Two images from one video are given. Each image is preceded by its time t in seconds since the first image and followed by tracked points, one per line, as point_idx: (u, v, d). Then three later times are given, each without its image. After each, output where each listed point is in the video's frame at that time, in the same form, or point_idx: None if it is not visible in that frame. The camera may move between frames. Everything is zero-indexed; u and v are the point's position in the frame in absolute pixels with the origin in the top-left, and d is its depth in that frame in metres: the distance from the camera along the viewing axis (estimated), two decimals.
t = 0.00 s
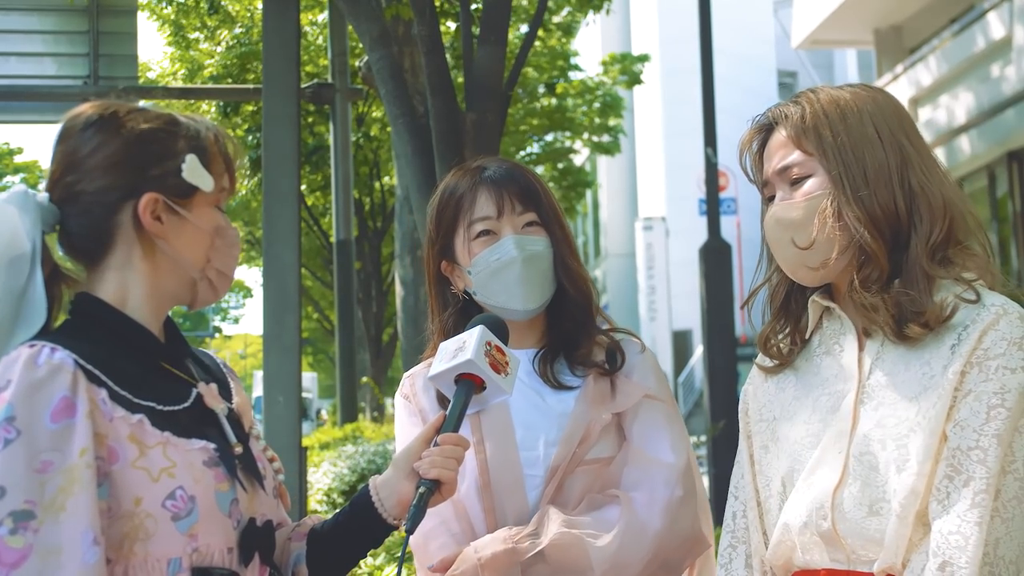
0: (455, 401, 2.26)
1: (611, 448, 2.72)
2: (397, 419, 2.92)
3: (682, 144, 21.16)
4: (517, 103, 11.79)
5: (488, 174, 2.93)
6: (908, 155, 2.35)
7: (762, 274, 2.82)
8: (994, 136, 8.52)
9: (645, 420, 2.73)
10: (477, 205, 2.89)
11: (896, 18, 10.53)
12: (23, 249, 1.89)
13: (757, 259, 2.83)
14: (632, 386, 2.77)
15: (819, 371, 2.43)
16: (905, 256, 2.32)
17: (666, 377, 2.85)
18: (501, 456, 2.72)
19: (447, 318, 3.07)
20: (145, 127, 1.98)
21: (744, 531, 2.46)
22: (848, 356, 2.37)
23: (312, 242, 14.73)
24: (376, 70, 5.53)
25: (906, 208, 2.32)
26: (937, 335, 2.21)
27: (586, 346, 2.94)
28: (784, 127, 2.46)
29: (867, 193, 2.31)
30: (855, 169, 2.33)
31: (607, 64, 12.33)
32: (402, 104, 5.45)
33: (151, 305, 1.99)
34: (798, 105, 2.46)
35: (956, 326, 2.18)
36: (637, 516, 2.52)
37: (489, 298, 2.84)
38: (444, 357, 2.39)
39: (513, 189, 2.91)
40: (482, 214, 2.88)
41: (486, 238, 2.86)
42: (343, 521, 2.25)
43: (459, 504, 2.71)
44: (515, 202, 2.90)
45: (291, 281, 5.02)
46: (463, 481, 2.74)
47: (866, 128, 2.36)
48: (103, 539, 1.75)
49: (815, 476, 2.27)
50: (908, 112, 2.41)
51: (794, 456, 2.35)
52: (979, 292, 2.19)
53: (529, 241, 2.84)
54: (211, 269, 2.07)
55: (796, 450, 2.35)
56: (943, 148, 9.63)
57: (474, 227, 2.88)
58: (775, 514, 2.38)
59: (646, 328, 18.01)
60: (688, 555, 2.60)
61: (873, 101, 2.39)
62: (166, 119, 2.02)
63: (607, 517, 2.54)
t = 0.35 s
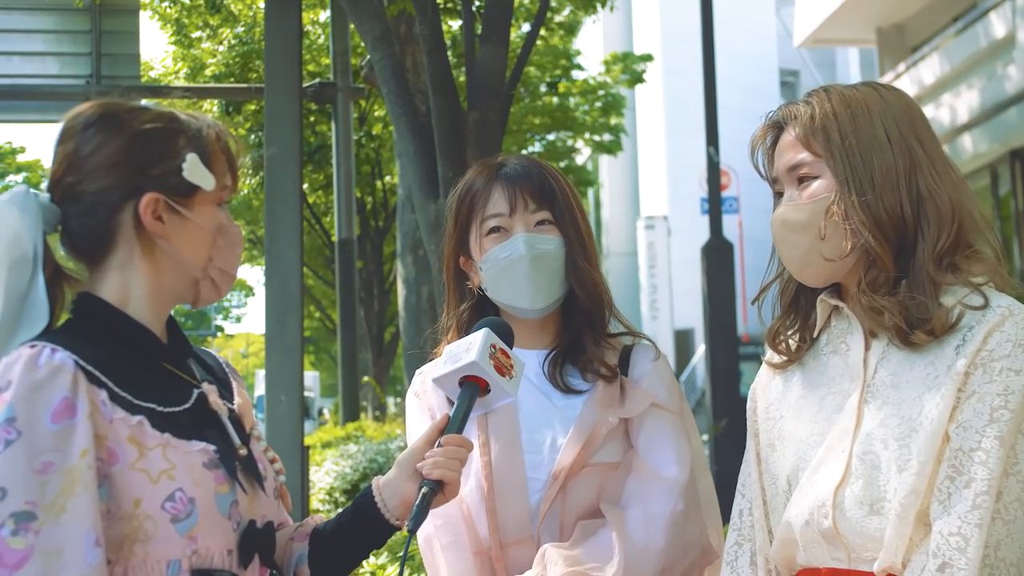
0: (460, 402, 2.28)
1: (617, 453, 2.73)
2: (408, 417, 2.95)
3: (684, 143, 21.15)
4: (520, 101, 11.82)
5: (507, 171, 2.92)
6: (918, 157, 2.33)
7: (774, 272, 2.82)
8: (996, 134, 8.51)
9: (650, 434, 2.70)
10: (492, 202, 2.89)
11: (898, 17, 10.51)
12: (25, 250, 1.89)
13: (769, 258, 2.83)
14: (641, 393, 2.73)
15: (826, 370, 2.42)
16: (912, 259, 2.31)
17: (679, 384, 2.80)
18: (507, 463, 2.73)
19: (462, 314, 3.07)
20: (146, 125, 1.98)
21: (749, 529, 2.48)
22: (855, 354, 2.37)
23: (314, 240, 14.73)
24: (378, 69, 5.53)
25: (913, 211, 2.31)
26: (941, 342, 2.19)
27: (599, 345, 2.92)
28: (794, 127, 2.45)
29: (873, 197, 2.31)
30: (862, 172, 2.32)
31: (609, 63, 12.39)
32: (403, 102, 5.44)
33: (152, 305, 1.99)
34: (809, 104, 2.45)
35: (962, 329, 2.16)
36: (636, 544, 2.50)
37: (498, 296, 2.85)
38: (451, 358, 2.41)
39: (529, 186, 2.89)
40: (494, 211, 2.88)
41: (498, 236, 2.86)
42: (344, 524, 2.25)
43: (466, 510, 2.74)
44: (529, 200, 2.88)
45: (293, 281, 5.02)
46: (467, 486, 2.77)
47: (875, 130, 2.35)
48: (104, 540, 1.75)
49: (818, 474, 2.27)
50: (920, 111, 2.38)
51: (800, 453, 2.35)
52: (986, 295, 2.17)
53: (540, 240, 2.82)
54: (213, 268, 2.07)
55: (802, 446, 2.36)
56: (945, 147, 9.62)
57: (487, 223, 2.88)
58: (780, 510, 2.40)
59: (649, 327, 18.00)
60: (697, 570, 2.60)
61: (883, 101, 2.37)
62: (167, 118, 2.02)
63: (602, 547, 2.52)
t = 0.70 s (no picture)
0: (464, 393, 2.35)
1: (623, 453, 2.73)
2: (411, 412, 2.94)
3: (685, 143, 21.14)
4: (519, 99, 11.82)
5: (512, 167, 2.92)
6: (915, 166, 2.31)
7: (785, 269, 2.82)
8: (996, 134, 8.51)
9: (657, 431, 2.70)
10: (496, 199, 2.89)
11: (898, 16, 10.51)
12: (25, 250, 1.87)
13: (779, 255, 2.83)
14: (648, 392, 2.74)
15: (835, 366, 2.42)
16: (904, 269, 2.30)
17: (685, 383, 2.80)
18: (513, 458, 2.72)
19: (468, 308, 3.08)
20: (144, 124, 1.97)
21: (755, 525, 2.48)
22: (862, 352, 2.36)
23: (314, 239, 14.74)
24: (378, 68, 5.52)
25: (906, 222, 2.29)
26: (932, 354, 2.19)
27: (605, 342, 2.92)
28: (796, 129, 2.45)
29: (864, 206, 2.30)
30: (855, 178, 2.32)
31: (609, 63, 12.44)
32: (403, 101, 5.43)
33: (151, 303, 1.99)
34: (812, 106, 2.45)
35: (955, 344, 2.16)
36: (647, 529, 2.51)
37: (500, 291, 2.85)
38: (451, 351, 2.48)
39: (533, 183, 2.89)
40: (497, 207, 2.88)
41: (500, 232, 2.86)
42: (344, 523, 2.24)
43: (469, 503, 2.73)
44: (532, 195, 2.88)
45: (293, 279, 5.03)
46: (472, 479, 2.75)
47: (872, 135, 2.34)
48: (103, 539, 1.74)
49: (820, 472, 2.27)
50: (924, 117, 2.35)
51: (804, 450, 2.35)
52: (982, 304, 2.16)
53: (541, 235, 2.81)
54: (212, 266, 2.07)
55: (806, 444, 2.36)
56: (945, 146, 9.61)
57: (491, 220, 2.88)
58: (785, 506, 2.40)
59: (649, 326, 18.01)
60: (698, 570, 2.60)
61: (885, 105, 2.36)
62: (165, 116, 2.01)
63: (613, 528, 2.55)
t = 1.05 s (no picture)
0: (468, 384, 2.35)
1: (625, 454, 2.73)
2: (414, 409, 2.94)
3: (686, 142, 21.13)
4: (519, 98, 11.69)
5: (516, 164, 2.91)
6: (917, 166, 2.30)
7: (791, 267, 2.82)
8: (998, 134, 8.50)
9: (660, 433, 2.70)
10: (499, 196, 2.89)
11: (900, 16, 10.51)
12: (27, 249, 1.88)
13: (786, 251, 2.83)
14: (651, 393, 2.74)
15: (841, 364, 2.42)
16: (906, 270, 2.30)
17: (687, 385, 2.80)
18: (515, 459, 2.72)
19: (471, 304, 3.09)
20: (146, 120, 1.97)
21: (759, 521, 2.47)
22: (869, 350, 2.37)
23: (315, 237, 14.75)
24: (380, 65, 5.52)
25: (908, 223, 2.29)
26: (938, 357, 2.19)
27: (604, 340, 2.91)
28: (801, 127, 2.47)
29: (865, 208, 2.31)
30: (856, 179, 2.33)
31: (611, 61, 12.28)
32: (405, 98, 5.43)
33: (155, 300, 1.99)
34: (816, 104, 2.45)
35: (958, 347, 2.16)
36: (648, 539, 2.53)
37: (503, 288, 2.85)
38: (454, 345, 2.48)
39: (536, 180, 2.88)
40: (500, 205, 2.88)
41: (502, 229, 2.86)
42: (344, 518, 2.24)
43: (469, 501, 2.75)
44: (534, 193, 2.87)
45: (294, 277, 5.03)
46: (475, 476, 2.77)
47: (874, 134, 2.34)
48: (104, 533, 1.74)
49: (826, 470, 2.27)
50: (928, 115, 2.34)
51: (809, 448, 2.35)
52: (984, 308, 2.15)
53: (543, 233, 2.81)
54: (215, 262, 2.07)
55: (811, 443, 2.35)
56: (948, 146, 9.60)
57: (493, 217, 2.88)
58: (790, 503, 2.40)
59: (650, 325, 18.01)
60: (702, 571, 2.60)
61: (888, 103, 2.35)
62: (166, 112, 2.01)
63: (613, 545, 2.53)
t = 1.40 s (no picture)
0: (472, 381, 2.36)
1: (626, 453, 2.72)
2: (415, 405, 2.93)
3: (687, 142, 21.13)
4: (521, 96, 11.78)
5: (521, 163, 2.90)
6: (924, 166, 2.30)
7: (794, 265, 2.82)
8: (1001, 135, 8.49)
9: (663, 434, 2.70)
10: (502, 193, 2.89)
11: (903, 16, 10.51)
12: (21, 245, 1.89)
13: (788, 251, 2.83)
14: (653, 393, 2.74)
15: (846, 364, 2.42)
16: (912, 270, 2.30)
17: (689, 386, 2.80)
18: (515, 456, 2.71)
19: (473, 300, 3.08)
20: (150, 117, 1.97)
21: (761, 522, 2.47)
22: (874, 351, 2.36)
23: (317, 235, 14.76)
24: (384, 63, 5.53)
25: (914, 223, 2.29)
26: (947, 359, 2.19)
27: (604, 340, 2.90)
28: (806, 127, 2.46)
29: (870, 208, 2.31)
30: (862, 179, 2.33)
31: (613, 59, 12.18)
32: (408, 95, 5.43)
33: (159, 297, 1.99)
34: (822, 104, 2.45)
35: (965, 349, 2.16)
36: (648, 533, 2.54)
37: (504, 286, 2.85)
38: (457, 341, 2.48)
39: (539, 177, 2.87)
40: (503, 203, 2.87)
41: (504, 226, 2.86)
42: (349, 514, 2.24)
43: (469, 494, 2.73)
44: (537, 191, 2.86)
45: (295, 274, 5.03)
46: (477, 472, 2.74)
47: (880, 134, 2.34)
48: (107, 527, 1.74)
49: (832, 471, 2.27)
50: (934, 116, 2.34)
51: (815, 448, 2.35)
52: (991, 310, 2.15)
53: (545, 231, 2.81)
54: (219, 258, 2.06)
55: (817, 442, 2.35)
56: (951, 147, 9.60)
57: (496, 214, 2.88)
58: (794, 504, 2.40)
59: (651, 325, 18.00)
60: (700, 570, 2.61)
61: (894, 103, 2.35)
62: (171, 108, 2.01)
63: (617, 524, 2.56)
